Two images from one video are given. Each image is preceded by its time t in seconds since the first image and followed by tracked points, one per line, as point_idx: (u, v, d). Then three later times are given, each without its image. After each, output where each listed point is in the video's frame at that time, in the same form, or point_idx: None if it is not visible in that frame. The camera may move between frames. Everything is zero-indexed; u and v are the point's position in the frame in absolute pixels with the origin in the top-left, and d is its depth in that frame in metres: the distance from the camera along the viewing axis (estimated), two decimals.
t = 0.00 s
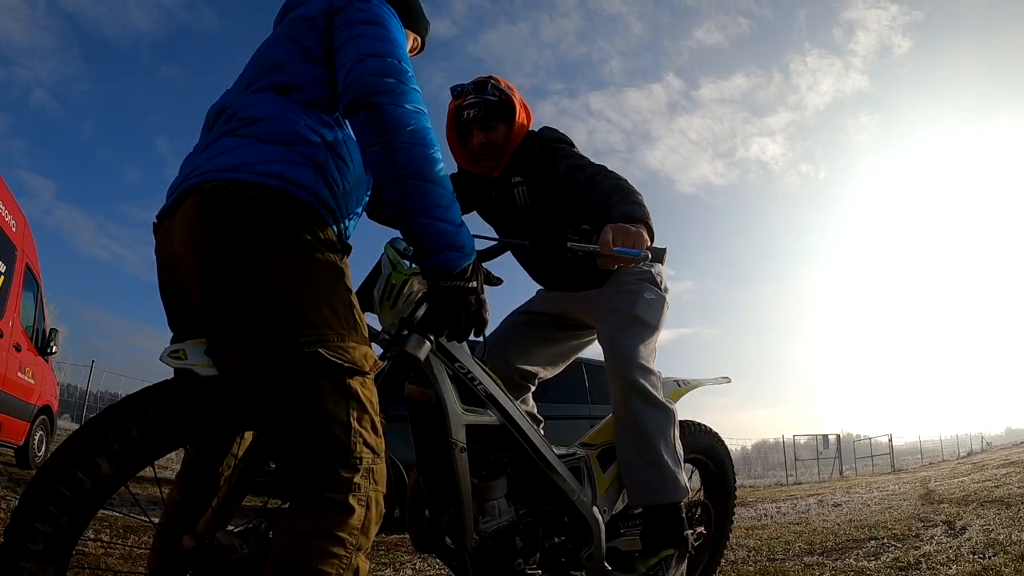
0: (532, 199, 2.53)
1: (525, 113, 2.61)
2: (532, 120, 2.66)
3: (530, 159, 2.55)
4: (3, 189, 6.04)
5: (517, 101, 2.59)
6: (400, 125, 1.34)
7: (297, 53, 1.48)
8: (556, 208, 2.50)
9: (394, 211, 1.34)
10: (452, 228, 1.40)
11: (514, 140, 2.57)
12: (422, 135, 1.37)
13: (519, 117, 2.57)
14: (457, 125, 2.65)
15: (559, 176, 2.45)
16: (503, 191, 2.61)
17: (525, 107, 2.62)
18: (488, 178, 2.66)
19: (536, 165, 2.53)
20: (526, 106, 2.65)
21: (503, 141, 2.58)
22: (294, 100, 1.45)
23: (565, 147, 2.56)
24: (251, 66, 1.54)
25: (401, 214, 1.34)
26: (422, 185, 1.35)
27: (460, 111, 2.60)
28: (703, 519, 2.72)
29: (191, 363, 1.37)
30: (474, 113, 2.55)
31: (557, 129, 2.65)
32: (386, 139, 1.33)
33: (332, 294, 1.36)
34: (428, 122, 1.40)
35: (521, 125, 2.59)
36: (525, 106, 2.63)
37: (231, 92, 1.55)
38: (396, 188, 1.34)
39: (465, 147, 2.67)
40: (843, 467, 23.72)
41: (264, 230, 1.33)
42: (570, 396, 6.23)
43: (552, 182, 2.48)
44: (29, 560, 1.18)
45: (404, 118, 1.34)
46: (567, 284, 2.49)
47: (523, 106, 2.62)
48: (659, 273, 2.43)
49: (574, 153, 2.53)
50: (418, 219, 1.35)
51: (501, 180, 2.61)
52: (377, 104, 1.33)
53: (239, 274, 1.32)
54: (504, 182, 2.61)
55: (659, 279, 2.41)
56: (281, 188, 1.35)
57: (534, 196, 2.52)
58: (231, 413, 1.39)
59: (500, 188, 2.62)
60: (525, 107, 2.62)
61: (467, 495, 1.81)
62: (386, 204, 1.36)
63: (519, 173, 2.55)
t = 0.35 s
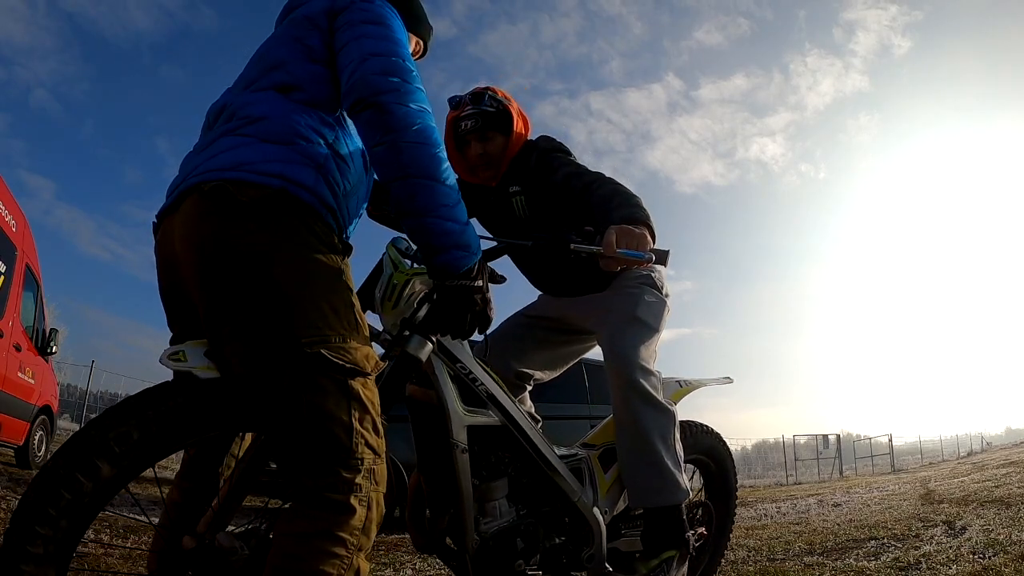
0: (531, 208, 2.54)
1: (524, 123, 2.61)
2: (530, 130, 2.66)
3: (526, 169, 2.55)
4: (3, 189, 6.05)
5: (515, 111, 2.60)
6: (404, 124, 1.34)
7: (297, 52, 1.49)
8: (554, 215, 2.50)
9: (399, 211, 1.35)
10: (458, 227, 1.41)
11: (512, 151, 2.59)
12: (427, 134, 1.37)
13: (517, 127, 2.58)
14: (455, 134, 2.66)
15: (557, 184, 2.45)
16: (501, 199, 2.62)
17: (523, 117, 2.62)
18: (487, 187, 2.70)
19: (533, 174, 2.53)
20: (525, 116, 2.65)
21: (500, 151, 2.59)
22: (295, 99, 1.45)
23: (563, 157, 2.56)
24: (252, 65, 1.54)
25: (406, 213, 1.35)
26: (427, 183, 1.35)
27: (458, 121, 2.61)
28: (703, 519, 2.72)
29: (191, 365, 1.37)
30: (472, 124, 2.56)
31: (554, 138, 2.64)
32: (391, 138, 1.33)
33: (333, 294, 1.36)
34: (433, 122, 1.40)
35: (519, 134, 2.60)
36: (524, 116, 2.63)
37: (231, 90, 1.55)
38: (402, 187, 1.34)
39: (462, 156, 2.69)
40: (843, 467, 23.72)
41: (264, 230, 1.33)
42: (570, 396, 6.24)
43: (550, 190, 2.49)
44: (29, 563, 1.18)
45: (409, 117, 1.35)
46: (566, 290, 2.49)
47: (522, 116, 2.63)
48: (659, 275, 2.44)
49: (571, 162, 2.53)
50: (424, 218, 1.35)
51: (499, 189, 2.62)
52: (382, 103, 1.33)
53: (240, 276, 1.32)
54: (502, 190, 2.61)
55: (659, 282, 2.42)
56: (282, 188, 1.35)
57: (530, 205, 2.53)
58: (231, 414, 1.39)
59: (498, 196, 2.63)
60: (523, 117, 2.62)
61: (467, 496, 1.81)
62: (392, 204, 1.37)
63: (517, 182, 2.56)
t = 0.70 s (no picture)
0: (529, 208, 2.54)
1: (521, 124, 2.62)
2: (527, 131, 2.67)
3: (524, 170, 2.55)
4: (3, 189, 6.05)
5: (513, 112, 2.60)
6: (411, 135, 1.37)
7: (295, 52, 1.50)
8: (552, 213, 2.50)
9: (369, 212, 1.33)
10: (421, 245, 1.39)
11: (509, 152, 2.59)
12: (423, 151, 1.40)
13: (515, 128, 2.58)
14: (454, 135, 2.66)
15: (555, 184, 2.46)
16: (500, 200, 2.62)
17: (521, 118, 2.63)
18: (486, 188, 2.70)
19: (531, 175, 2.53)
20: (522, 118, 2.66)
21: (498, 153, 2.59)
22: (290, 99, 1.46)
23: (560, 157, 2.57)
24: (249, 65, 1.55)
25: (377, 217, 1.33)
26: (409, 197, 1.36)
27: (457, 122, 2.61)
28: (701, 519, 2.73)
29: (193, 360, 1.37)
30: (471, 124, 2.56)
31: (551, 139, 2.65)
32: (400, 146, 1.35)
33: (327, 292, 1.35)
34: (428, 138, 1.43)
35: (516, 135, 2.60)
36: (521, 118, 2.63)
37: (228, 91, 1.56)
38: (382, 192, 1.34)
39: (462, 158, 2.69)
40: (843, 467, 23.73)
41: (259, 230, 1.33)
42: (570, 396, 6.24)
43: (548, 190, 2.49)
44: (30, 557, 1.18)
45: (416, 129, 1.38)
46: (564, 290, 2.49)
47: (520, 118, 2.63)
48: (657, 273, 2.44)
49: (567, 162, 2.54)
50: (403, 232, 1.35)
51: (497, 190, 2.62)
52: (395, 110, 1.35)
53: (234, 275, 1.32)
54: (501, 192, 2.61)
55: (657, 280, 2.42)
56: (275, 188, 1.35)
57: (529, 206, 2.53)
58: (230, 410, 1.39)
59: (497, 197, 2.62)
60: (521, 119, 2.63)
61: (464, 495, 1.81)
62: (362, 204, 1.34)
63: (515, 183, 2.56)
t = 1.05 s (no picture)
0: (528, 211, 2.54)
1: (517, 128, 2.62)
2: (523, 135, 2.67)
3: (521, 174, 2.55)
4: (4, 189, 6.05)
5: (509, 117, 2.61)
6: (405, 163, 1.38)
7: (283, 54, 1.50)
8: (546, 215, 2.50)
9: (361, 239, 1.35)
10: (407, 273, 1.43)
11: (506, 156, 2.59)
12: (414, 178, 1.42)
13: (511, 133, 2.59)
14: (452, 143, 2.66)
15: (552, 185, 2.46)
16: (499, 205, 2.62)
17: (517, 123, 2.63)
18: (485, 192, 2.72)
19: (528, 177, 2.54)
20: (518, 121, 2.67)
21: (496, 157, 2.60)
22: (277, 101, 1.46)
23: (556, 159, 2.57)
24: (241, 68, 1.56)
25: (369, 246, 1.35)
26: (402, 227, 1.38)
27: (453, 130, 2.61)
28: (699, 519, 2.73)
29: (189, 359, 1.37)
30: (467, 132, 2.57)
31: (547, 142, 2.65)
32: (394, 175, 1.36)
33: (313, 289, 1.35)
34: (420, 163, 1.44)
35: (513, 139, 2.60)
36: (517, 122, 2.64)
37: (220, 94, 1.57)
38: (376, 220, 1.35)
39: (460, 164, 2.69)
40: (843, 467, 23.73)
41: (242, 228, 1.32)
42: (570, 396, 6.25)
43: (545, 192, 2.49)
44: (28, 550, 1.19)
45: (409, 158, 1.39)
46: (568, 290, 2.49)
47: (516, 122, 2.64)
48: (658, 273, 2.44)
49: (563, 162, 2.55)
50: (393, 259, 1.38)
51: (496, 195, 2.62)
52: (390, 139, 1.36)
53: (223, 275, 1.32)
54: (500, 196, 2.61)
55: (659, 281, 2.42)
56: (256, 188, 1.34)
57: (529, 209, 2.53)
58: (228, 406, 1.40)
59: (496, 202, 2.63)
60: (517, 123, 2.63)
61: (462, 494, 1.82)
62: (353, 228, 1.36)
63: (513, 187, 2.56)
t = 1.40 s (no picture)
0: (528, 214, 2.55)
1: (521, 132, 2.62)
2: (526, 138, 2.68)
3: (523, 178, 2.56)
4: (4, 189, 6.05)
5: (512, 120, 2.61)
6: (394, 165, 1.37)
7: (284, 56, 1.50)
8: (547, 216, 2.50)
9: (364, 246, 1.35)
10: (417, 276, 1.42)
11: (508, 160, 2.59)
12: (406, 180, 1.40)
13: (515, 136, 2.59)
14: (455, 145, 2.66)
15: (553, 188, 2.47)
16: (501, 207, 2.63)
17: (520, 126, 2.63)
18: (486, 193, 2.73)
19: (529, 181, 2.55)
20: (521, 123, 2.67)
21: (498, 161, 2.60)
22: (279, 103, 1.46)
23: (558, 162, 2.58)
24: (243, 70, 1.56)
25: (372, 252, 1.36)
26: (401, 230, 1.38)
27: (456, 132, 2.61)
28: (700, 519, 2.73)
29: (188, 360, 1.38)
30: (470, 134, 2.57)
31: (550, 146, 2.65)
32: (380, 178, 1.35)
33: (314, 291, 1.35)
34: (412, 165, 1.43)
35: (516, 142, 2.61)
36: (520, 125, 2.64)
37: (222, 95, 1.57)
38: (374, 226, 1.35)
39: (462, 166, 2.69)
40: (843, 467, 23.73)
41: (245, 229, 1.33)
42: (570, 396, 6.25)
43: (546, 196, 2.49)
44: (27, 553, 1.19)
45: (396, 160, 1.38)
46: (568, 292, 2.50)
47: (519, 125, 2.64)
48: (660, 275, 2.44)
49: (565, 166, 2.55)
50: (398, 262, 1.37)
51: (497, 198, 2.63)
52: (375, 142, 1.35)
53: (224, 276, 1.32)
54: (501, 199, 2.62)
55: (660, 283, 2.43)
56: (259, 189, 1.34)
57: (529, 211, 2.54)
58: (228, 407, 1.40)
59: (498, 205, 2.63)
60: (520, 126, 2.63)
61: (464, 495, 1.82)
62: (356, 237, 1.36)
63: (514, 190, 2.57)
